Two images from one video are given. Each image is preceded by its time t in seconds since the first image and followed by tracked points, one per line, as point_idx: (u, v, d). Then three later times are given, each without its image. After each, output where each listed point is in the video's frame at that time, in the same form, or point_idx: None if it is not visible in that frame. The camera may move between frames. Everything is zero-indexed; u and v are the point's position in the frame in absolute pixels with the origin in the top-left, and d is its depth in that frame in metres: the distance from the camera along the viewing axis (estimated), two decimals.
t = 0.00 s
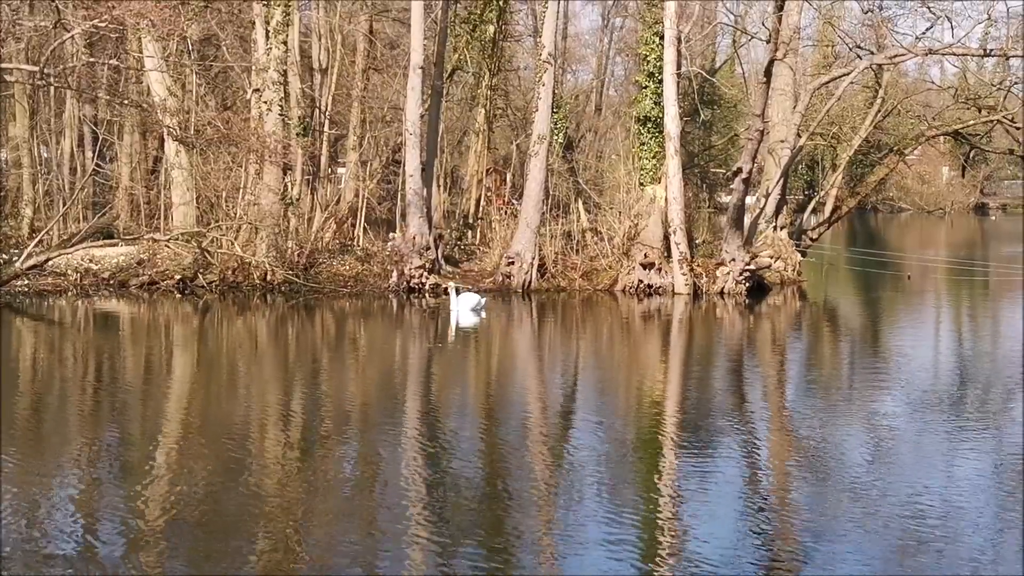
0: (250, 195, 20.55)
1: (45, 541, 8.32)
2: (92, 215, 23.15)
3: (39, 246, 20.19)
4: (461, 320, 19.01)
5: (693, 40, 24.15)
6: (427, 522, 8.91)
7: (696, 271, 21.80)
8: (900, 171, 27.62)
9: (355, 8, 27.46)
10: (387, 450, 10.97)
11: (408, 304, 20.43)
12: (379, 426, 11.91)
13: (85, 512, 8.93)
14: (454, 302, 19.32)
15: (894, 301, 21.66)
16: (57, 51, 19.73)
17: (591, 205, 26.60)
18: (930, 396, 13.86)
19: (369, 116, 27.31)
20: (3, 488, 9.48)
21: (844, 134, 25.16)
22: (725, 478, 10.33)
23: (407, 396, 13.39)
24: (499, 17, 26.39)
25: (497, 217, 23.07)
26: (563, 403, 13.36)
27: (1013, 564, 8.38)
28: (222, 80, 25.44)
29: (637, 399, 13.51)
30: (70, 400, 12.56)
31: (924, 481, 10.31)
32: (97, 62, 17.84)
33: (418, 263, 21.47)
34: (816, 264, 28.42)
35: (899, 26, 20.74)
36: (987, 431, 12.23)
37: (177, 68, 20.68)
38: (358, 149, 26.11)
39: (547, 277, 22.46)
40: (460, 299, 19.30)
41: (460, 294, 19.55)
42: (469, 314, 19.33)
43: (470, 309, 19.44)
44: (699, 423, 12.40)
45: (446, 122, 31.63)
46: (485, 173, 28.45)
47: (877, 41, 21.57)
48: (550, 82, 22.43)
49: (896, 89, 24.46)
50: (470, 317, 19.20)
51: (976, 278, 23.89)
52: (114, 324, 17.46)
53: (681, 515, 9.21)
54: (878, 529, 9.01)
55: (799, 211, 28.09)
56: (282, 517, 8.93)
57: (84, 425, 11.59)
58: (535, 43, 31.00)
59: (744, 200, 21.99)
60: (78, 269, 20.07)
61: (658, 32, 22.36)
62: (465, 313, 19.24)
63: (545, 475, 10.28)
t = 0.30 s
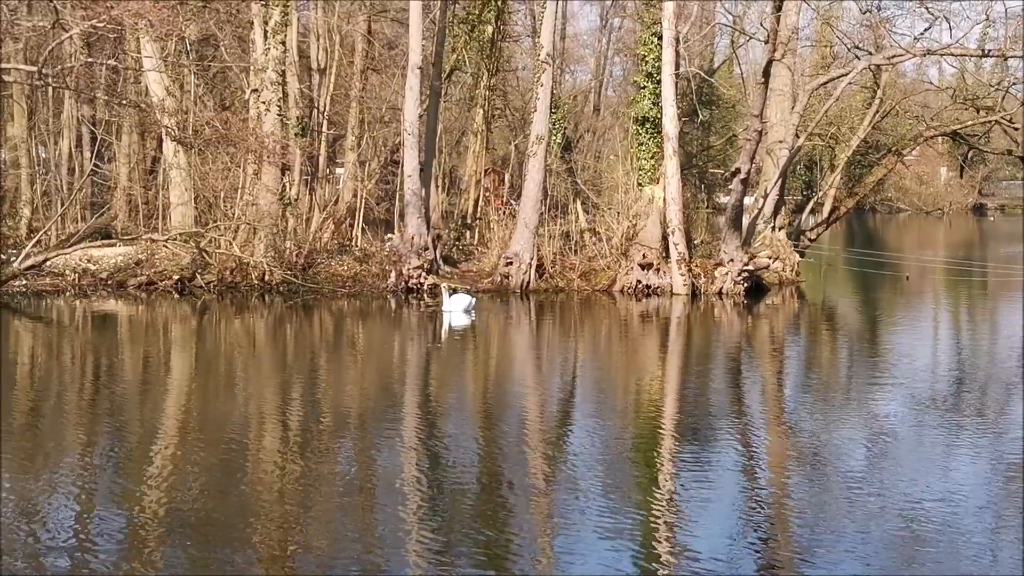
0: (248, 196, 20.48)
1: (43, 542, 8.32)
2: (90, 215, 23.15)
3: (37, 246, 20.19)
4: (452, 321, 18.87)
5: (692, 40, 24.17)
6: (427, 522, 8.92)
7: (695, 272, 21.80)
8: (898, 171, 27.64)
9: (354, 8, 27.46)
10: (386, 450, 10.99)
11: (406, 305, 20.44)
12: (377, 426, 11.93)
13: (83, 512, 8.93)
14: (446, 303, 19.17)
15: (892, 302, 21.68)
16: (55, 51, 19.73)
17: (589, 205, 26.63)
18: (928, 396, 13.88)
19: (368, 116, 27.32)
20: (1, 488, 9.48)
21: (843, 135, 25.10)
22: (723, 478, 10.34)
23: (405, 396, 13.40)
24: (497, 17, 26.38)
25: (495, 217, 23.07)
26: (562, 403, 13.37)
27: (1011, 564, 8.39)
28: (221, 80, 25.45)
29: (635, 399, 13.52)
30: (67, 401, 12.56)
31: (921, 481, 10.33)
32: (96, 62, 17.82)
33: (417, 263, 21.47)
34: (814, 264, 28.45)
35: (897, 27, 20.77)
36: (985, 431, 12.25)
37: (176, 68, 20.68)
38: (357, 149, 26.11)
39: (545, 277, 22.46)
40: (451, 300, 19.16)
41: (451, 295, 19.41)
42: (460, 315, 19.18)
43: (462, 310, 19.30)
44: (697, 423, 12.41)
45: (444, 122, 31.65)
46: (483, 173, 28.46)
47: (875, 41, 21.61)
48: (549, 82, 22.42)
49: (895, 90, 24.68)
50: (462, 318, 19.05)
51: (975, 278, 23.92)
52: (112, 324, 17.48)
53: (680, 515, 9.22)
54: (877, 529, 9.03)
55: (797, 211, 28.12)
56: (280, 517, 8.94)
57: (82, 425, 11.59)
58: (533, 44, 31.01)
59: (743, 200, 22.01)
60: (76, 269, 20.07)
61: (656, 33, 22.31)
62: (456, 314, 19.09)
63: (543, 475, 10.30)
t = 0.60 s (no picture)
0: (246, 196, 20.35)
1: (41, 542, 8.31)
2: (89, 215, 23.13)
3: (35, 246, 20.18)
4: (446, 320, 18.85)
5: (691, 41, 24.23)
6: (426, 522, 8.92)
7: (692, 272, 21.80)
8: (895, 171, 27.66)
9: (352, 9, 27.44)
10: (385, 451, 10.98)
11: (404, 305, 20.42)
12: (376, 426, 11.92)
13: (81, 512, 8.92)
14: (440, 304, 19.17)
15: (891, 302, 21.70)
16: (53, 51, 19.70)
17: (587, 205, 26.64)
18: (927, 396, 13.88)
19: (366, 117, 27.31)
20: None
21: (840, 135, 25.15)
22: (723, 478, 10.34)
23: (403, 396, 13.40)
24: (496, 17, 26.36)
25: (493, 217, 23.06)
26: (561, 403, 13.37)
27: (1011, 565, 8.38)
28: (219, 80, 25.44)
29: (634, 399, 13.52)
30: (66, 401, 12.55)
31: (921, 481, 10.32)
32: (93, 63, 17.79)
33: (415, 264, 21.47)
34: (811, 264, 28.48)
35: (895, 27, 20.77)
36: (985, 431, 12.24)
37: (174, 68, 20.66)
38: (355, 150, 26.11)
39: (543, 277, 22.44)
40: (445, 301, 19.17)
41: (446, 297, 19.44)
42: (453, 316, 19.16)
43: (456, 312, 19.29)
44: (696, 423, 12.40)
45: (443, 122, 31.66)
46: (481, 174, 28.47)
47: (873, 42, 21.61)
48: (547, 82, 22.41)
49: (894, 90, 24.66)
50: (455, 318, 19.04)
51: (972, 278, 23.94)
52: (109, 324, 17.47)
53: (680, 515, 9.22)
54: (877, 530, 9.02)
55: (795, 212, 28.14)
56: (280, 517, 8.93)
57: (80, 425, 11.59)
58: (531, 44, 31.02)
59: (741, 201, 22.02)
60: (74, 270, 20.07)
61: (654, 33, 22.49)
62: (450, 315, 19.09)
63: (543, 475, 10.29)
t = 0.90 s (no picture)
0: (245, 196, 20.37)
1: (39, 542, 8.32)
2: (87, 215, 23.15)
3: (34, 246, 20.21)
4: (441, 323, 18.66)
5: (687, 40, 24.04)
6: (423, 522, 8.93)
7: (691, 272, 21.84)
8: (894, 171, 27.68)
9: (350, 9, 27.47)
10: (383, 451, 10.99)
11: (403, 305, 20.43)
12: (374, 426, 11.94)
13: (80, 512, 8.93)
14: (434, 305, 18.94)
15: (889, 302, 21.71)
16: (52, 51, 19.71)
17: (586, 205, 26.66)
18: (925, 396, 13.89)
19: (365, 117, 27.34)
20: None
21: (839, 135, 25.25)
22: (720, 478, 10.35)
23: (402, 396, 13.43)
24: (494, 17, 26.40)
25: (492, 218, 23.07)
26: (559, 403, 13.39)
27: (1007, 565, 8.38)
28: (217, 80, 25.47)
29: (632, 399, 13.54)
30: (64, 401, 12.57)
31: (918, 482, 10.32)
32: (92, 63, 17.81)
33: (413, 264, 21.50)
34: (810, 264, 28.50)
35: (893, 28, 20.77)
36: (982, 431, 12.25)
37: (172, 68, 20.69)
38: (354, 150, 26.13)
39: (542, 277, 22.44)
40: (439, 302, 18.94)
41: (439, 297, 19.21)
42: (447, 318, 18.97)
43: (449, 313, 19.10)
44: (694, 423, 12.42)
45: (441, 122, 31.68)
46: (480, 174, 28.50)
47: (871, 42, 21.61)
48: (545, 83, 22.41)
49: (892, 89, 24.69)
50: (449, 320, 18.86)
51: (971, 278, 23.95)
52: (108, 325, 17.49)
53: (677, 515, 9.23)
54: (873, 530, 9.02)
55: (794, 212, 28.15)
56: (278, 517, 8.95)
57: (79, 425, 11.61)
58: (530, 44, 31.07)
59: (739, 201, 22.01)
60: (73, 270, 20.09)
61: (653, 33, 22.39)
62: (444, 316, 18.90)
63: (541, 475, 10.31)
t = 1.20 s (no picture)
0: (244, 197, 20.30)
1: (36, 542, 8.33)
2: (86, 216, 23.18)
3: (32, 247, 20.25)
4: (435, 324, 18.54)
5: (685, 40, 23.94)
6: (420, 522, 8.94)
7: (689, 273, 21.85)
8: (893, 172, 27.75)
9: (349, 9, 27.46)
10: (380, 451, 11.00)
11: (401, 306, 20.43)
12: (372, 427, 11.94)
13: (77, 513, 8.94)
14: (428, 307, 18.85)
15: (888, 302, 21.72)
16: (50, 52, 19.73)
17: (584, 206, 26.68)
18: (923, 397, 13.89)
19: (363, 118, 27.34)
20: None
21: (838, 136, 25.35)
22: (718, 479, 10.36)
23: (400, 397, 13.42)
24: (492, 18, 26.42)
25: (491, 219, 23.09)
26: (557, 404, 13.40)
27: (1005, 565, 8.38)
28: (216, 81, 25.47)
29: (630, 400, 13.55)
30: (62, 402, 12.57)
31: (916, 482, 10.32)
32: (90, 63, 17.78)
33: (412, 264, 21.46)
34: (808, 264, 28.55)
35: (892, 28, 20.73)
36: (980, 431, 12.25)
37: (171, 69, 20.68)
38: (352, 151, 26.14)
39: (540, 278, 22.45)
40: (433, 303, 18.83)
41: (432, 298, 19.10)
42: (441, 320, 18.87)
43: (443, 313, 18.98)
44: (692, 424, 12.43)
45: (439, 123, 31.70)
46: (478, 174, 28.51)
47: (869, 43, 21.59)
48: (544, 83, 22.39)
49: (890, 90, 24.65)
50: (443, 321, 18.75)
51: (969, 278, 23.98)
52: (106, 325, 17.50)
53: (675, 516, 9.24)
54: (871, 530, 9.02)
55: (792, 212, 28.18)
56: (275, 517, 8.96)
57: (77, 426, 11.61)
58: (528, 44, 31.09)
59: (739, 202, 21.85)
60: (71, 271, 20.11)
61: (651, 34, 22.35)
62: (438, 317, 18.79)
63: (539, 476, 10.31)
